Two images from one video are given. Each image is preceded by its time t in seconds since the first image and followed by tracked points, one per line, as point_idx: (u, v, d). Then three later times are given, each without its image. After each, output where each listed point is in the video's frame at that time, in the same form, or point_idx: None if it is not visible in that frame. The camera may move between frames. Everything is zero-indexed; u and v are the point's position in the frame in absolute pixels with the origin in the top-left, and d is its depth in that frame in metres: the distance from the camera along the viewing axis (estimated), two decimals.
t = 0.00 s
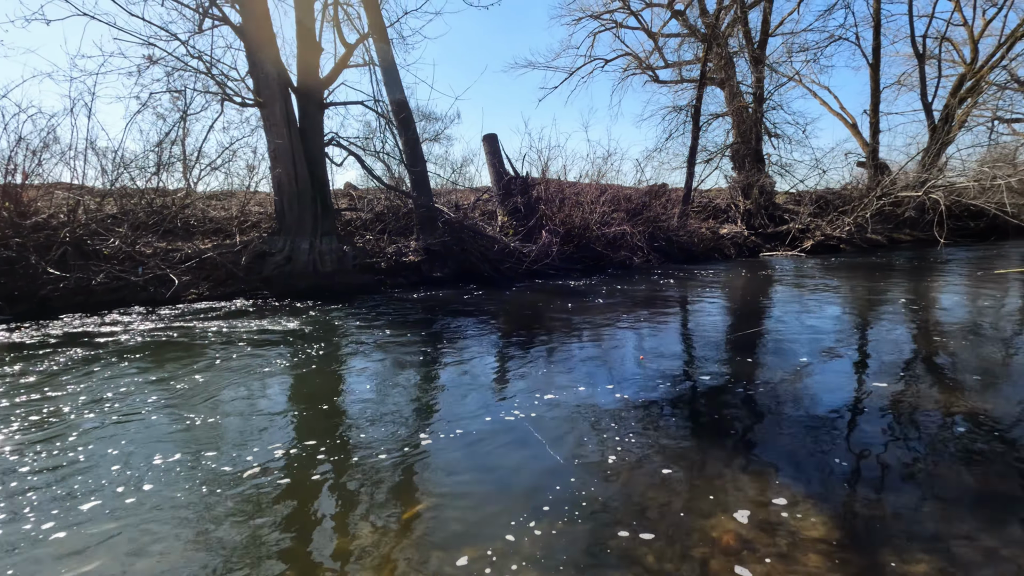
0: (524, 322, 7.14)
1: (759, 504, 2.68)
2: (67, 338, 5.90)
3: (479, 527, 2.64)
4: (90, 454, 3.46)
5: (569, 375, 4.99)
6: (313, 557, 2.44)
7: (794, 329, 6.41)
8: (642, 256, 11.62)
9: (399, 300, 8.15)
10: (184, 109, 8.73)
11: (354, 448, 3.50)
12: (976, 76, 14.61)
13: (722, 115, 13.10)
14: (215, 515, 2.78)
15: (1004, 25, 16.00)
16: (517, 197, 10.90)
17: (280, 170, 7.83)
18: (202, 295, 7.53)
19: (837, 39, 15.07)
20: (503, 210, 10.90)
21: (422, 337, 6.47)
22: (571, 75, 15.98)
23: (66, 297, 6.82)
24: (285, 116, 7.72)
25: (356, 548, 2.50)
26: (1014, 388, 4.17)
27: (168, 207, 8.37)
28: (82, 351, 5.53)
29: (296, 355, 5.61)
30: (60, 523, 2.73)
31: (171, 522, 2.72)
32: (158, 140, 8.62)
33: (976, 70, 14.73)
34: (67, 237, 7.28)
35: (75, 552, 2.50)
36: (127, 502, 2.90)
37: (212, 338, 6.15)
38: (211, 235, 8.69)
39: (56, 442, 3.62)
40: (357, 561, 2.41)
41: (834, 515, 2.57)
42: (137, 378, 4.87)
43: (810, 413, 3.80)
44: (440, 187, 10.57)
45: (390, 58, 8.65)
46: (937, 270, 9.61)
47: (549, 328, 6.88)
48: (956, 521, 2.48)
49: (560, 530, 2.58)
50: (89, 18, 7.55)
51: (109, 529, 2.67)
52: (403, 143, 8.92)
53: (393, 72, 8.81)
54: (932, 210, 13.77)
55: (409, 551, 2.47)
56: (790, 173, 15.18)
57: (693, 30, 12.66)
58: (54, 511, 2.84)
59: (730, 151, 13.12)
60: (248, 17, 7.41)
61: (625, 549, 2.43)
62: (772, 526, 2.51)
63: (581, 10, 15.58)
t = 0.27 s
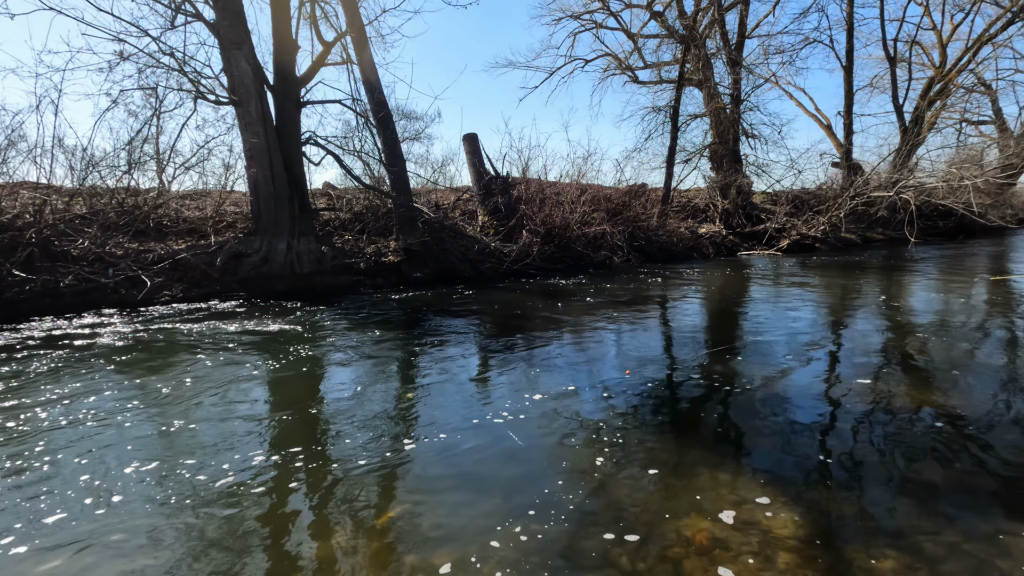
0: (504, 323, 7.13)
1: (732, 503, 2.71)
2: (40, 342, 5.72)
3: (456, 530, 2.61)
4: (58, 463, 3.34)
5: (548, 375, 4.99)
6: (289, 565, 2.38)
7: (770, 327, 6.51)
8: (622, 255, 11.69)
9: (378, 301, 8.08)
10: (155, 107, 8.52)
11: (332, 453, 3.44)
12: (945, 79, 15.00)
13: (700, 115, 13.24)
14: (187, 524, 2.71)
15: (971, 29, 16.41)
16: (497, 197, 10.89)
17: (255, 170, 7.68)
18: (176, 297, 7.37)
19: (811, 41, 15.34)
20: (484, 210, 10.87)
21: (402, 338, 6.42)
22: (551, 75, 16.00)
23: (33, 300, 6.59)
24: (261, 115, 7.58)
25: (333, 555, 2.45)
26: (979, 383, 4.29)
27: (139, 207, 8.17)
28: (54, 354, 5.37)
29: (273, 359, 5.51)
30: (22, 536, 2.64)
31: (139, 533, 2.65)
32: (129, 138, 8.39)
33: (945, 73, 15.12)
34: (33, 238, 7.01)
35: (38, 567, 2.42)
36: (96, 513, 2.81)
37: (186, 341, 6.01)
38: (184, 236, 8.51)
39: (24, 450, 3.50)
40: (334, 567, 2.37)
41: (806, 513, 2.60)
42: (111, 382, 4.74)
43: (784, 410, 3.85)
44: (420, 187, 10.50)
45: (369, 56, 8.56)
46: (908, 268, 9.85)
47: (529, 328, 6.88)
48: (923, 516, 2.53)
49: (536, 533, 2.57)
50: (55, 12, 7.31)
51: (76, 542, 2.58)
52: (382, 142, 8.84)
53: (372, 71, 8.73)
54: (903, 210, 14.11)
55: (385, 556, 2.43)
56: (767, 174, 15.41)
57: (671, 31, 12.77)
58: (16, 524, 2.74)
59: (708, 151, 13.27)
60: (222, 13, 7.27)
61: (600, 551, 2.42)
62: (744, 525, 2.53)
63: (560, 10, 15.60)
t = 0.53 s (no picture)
0: (485, 322, 7.09)
1: (714, 501, 2.71)
2: (6, 343, 5.52)
3: (437, 536, 2.57)
4: (21, 473, 3.20)
5: (529, 374, 4.96)
6: None
7: (747, 323, 6.59)
8: (601, 253, 11.75)
9: (356, 301, 7.96)
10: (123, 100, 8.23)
11: (310, 458, 3.37)
12: (914, 81, 15.40)
13: (678, 114, 13.37)
14: (157, 536, 2.61)
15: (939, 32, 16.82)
16: (477, 195, 10.83)
17: (228, 166, 7.49)
18: (145, 296, 7.16)
19: (786, 42, 15.59)
20: (464, 208, 10.80)
21: (381, 338, 6.33)
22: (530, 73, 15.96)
23: None
24: (233, 110, 7.40)
25: (311, 566, 2.39)
26: (949, 376, 4.39)
27: (106, 205, 7.90)
28: (21, 355, 5.18)
29: (248, 360, 5.38)
30: None
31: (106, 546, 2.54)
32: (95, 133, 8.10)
33: (914, 75, 15.52)
34: None
35: None
36: (60, 528, 2.69)
37: (156, 342, 5.83)
38: (154, 234, 8.26)
39: None
40: None
41: (786, 510, 2.62)
42: (78, 387, 4.56)
43: (762, 407, 3.89)
44: (399, 185, 10.38)
45: (346, 52, 8.43)
46: (879, 265, 10.08)
47: (510, 326, 6.85)
48: (900, 510, 2.57)
49: (518, 536, 2.54)
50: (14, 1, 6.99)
51: (37, 558, 2.46)
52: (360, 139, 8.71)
53: (349, 66, 8.59)
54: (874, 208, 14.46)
55: (365, 565, 2.38)
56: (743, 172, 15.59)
57: (649, 30, 12.86)
58: None
59: (686, 150, 13.40)
60: (193, 5, 7.06)
61: (583, 553, 2.40)
62: (727, 523, 2.53)
63: (540, 8, 15.58)
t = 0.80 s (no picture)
0: (465, 322, 7.02)
1: (699, 505, 2.70)
2: None
3: (419, 549, 2.51)
4: None
5: (510, 376, 4.91)
6: None
7: (725, 322, 6.66)
8: (580, 253, 11.79)
9: (332, 302, 7.82)
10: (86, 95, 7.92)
11: (287, 468, 3.27)
12: (882, 83, 15.82)
13: (655, 114, 13.48)
14: (123, 557, 2.49)
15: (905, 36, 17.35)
16: (456, 194, 10.75)
17: (197, 163, 7.27)
18: (110, 299, 6.91)
19: (760, 44, 15.86)
20: (442, 207, 10.71)
21: (358, 340, 6.21)
22: (508, 71, 15.91)
23: None
24: (203, 106, 7.19)
25: None
26: (921, 372, 4.49)
27: (68, 203, 7.59)
28: None
29: (221, 365, 5.22)
30: None
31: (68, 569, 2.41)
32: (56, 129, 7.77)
33: (882, 78, 15.95)
34: None
35: None
36: (18, 550, 2.55)
37: (122, 347, 5.62)
38: (120, 234, 7.98)
39: None
40: None
41: (770, 512, 2.62)
42: (38, 395, 4.36)
43: (743, 406, 3.91)
44: (376, 183, 10.24)
45: (320, 47, 8.26)
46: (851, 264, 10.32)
47: (490, 327, 6.79)
48: (883, 510, 2.58)
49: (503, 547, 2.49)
50: None
51: None
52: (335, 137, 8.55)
53: (323, 62, 8.42)
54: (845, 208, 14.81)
55: None
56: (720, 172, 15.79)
57: (627, 30, 12.94)
58: None
59: (663, 150, 13.53)
60: None
61: (569, 563, 2.36)
62: (713, 529, 2.52)
63: (518, 7, 15.54)
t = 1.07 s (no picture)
0: (445, 325, 6.95)
1: (681, 509, 2.69)
2: None
3: (399, 561, 2.44)
4: None
5: (491, 380, 4.86)
6: None
7: (704, 323, 6.71)
8: (560, 255, 11.84)
9: (309, 305, 7.69)
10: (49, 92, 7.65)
11: (262, 478, 3.18)
12: (853, 88, 16.22)
13: (634, 117, 13.60)
14: None
15: (875, 43, 17.83)
16: (435, 195, 10.68)
17: (168, 164, 7.09)
18: (76, 303, 6.69)
19: (736, 49, 16.12)
20: (421, 209, 10.64)
21: (335, 344, 6.10)
22: (487, 74, 15.92)
23: None
24: (173, 105, 7.02)
25: None
26: (894, 371, 4.58)
27: (31, 205, 7.33)
28: None
29: (193, 371, 5.07)
30: None
31: None
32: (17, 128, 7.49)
33: (853, 83, 16.35)
34: None
35: None
36: None
37: (88, 353, 5.43)
38: (86, 236, 7.72)
39: None
40: None
41: (751, 515, 2.61)
42: None
43: (722, 408, 3.93)
44: (353, 185, 10.11)
45: (295, 46, 8.13)
46: (825, 265, 10.53)
47: (471, 330, 6.73)
48: (862, 509, 2.58)
49: (483, 558, 2.44)
50: None
51: None
52: (311, 137, 8.41)
53: (299, 62, 8.29)
54: (819, 211, 15.14)
55: None
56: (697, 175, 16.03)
57: (605, 33, 13.03)
58: None
59: (642, 152, 13.65)
60: None
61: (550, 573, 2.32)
62: (695, 534, 2.50)
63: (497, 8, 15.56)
